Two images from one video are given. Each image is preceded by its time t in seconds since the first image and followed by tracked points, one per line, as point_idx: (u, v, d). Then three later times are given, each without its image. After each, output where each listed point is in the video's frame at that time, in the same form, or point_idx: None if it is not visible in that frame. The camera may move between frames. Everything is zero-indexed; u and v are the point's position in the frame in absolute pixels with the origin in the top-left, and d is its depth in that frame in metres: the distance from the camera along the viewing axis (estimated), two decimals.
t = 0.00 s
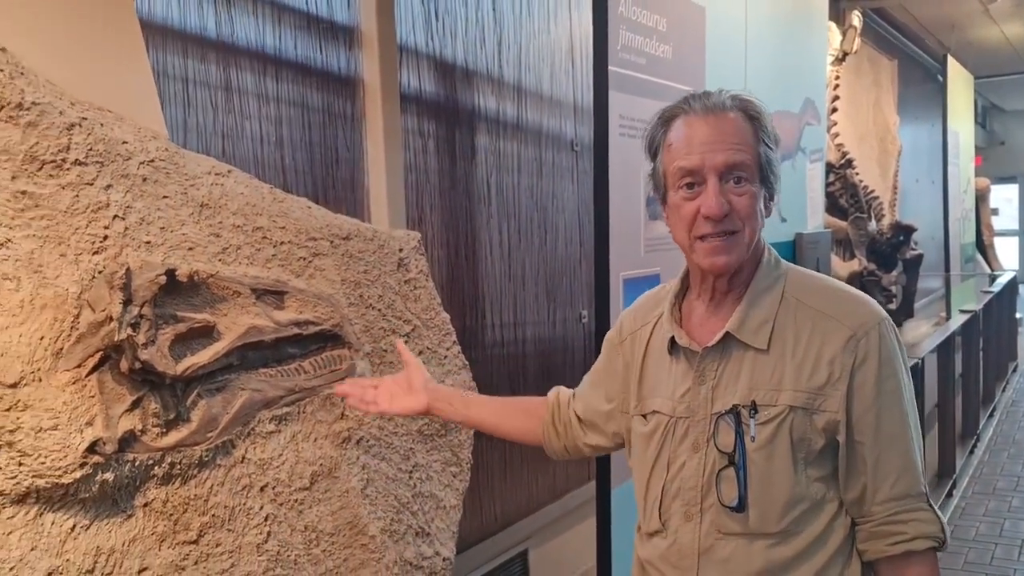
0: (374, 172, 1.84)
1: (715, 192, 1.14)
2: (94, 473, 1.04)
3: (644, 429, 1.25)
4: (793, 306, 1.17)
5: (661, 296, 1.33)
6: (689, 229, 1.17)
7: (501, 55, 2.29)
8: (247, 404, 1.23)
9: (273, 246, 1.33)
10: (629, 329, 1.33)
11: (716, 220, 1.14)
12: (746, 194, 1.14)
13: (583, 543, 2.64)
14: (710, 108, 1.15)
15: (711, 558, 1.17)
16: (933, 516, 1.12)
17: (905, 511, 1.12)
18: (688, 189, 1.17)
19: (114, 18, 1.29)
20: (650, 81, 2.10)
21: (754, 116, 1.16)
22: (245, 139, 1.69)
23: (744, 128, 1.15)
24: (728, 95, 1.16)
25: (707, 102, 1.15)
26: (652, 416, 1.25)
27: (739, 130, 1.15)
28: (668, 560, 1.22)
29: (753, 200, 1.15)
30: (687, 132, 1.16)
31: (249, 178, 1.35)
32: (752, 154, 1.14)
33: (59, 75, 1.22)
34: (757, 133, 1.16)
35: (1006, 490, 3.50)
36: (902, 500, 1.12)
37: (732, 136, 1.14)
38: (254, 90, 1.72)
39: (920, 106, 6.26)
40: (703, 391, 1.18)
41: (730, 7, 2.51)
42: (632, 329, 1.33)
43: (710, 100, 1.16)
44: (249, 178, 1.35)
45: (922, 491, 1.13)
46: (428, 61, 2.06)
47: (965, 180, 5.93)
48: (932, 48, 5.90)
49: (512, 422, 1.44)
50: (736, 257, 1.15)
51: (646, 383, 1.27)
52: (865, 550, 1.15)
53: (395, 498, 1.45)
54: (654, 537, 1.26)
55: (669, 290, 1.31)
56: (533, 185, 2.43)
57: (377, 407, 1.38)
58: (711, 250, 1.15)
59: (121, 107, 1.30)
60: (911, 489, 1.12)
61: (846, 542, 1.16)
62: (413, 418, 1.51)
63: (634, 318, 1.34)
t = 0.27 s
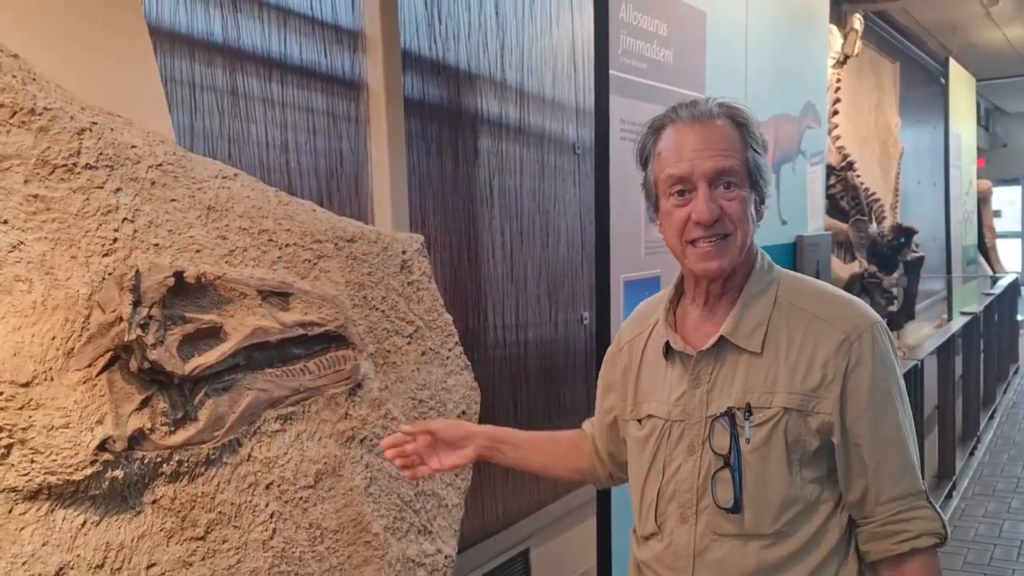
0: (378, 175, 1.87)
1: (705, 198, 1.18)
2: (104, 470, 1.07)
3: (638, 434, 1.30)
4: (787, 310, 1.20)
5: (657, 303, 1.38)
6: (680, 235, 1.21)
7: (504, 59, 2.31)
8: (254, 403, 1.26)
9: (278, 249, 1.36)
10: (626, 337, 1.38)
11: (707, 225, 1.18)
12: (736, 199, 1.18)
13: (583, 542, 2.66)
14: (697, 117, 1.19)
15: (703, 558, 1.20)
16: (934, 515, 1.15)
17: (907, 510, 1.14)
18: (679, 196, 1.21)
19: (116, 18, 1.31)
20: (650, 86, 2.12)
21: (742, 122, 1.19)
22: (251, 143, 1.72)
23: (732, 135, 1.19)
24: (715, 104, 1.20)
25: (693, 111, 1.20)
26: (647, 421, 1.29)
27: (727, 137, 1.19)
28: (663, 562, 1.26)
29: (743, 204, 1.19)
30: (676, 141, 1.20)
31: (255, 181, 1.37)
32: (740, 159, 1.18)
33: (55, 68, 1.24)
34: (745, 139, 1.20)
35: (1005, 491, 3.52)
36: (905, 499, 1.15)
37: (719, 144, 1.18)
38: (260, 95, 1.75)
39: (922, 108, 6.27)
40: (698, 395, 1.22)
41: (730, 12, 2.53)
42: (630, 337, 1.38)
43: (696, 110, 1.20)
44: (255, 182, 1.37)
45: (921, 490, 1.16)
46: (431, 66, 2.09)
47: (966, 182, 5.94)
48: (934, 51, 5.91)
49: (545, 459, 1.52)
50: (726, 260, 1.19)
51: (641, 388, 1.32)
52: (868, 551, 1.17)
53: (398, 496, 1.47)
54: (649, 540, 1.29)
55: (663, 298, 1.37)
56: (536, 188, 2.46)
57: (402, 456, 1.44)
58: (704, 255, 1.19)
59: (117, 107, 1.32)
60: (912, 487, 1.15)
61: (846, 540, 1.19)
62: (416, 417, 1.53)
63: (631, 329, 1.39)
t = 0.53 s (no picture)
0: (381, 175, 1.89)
1: (688, 201, 1.34)
2: (111, 467, 1.08)
3: (647, 434, 1.44)
4: (798, 308, 1.36)
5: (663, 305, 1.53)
6: (676, 242, 1.37)
7: (506, 61, 2.32)
8: (257, 401, 1.27)
9: (282, 248, 1.37)
10: (633, 340, 1.54)
11: (697, 226, 1.33)
12: (715, 194, 1.34)
13: (584, 541, 2.67)
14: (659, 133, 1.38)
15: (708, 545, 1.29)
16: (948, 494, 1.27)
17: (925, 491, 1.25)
18: (666, 205, 1.37)
19: (115, 16, 1.34)
20: (651, 87, 2.14)
21: (703, 126, 1.37)
22: (255, 144, 1.74)
23: (697, 138, 1.36)
24: (676, 117, 1.39)
25: (652, 129, 1.40)
26: (657, 421, 1.44)
27: (694, 142, 1.36)
28: (672, 561, 1.40)
29: (725, 197, 1.34)
30: (651, 155, 1.38)
31: (259, 182, 1.39)
32: (710, 157, 1.35)
33: (44, 53, 1.27)
34: (713, 140, 1.37)
35: (1006, 491, 3.52)
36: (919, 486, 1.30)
37: (686, 149, 1.36)
38: (265, 97, 1.77)
39: (924, 108, 6.27)
40: (711, 394, 1.37)
41: (730, 13, 2.54)
42: (636, 337, 1.54)
43: (655, 126, 1.40)
44: (259, 182, 1.39)
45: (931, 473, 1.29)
46: (434, 67, 2.11)
47: (968, 183, 5.94)
48: (936, 51, 5.91)
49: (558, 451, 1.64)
50: (721, 256, 1.33)
51: (647, 392, 1.47)
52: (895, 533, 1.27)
53: (401, 493, 1.48)
54: (657, 540, 1.43)
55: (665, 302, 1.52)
56: (537, 189, 2.47)
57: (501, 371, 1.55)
58: (703, 254, 1.34)
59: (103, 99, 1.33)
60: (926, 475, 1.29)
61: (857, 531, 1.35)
62: (418, 416, 1.54)
63: (636, 331, 1.55)
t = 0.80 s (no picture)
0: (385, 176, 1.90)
1: (707, 201, 1.35)
2: (116, 466, 1.09)
3: (661, 436, 1.45)
4: (815, 308, 1.38)
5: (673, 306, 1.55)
6: (694, 242, 1.37)
7: (508, 62, 2.33)
8: (262, 401, 1.28)
9: (286, 249, 1.38)
10: (643, 340, 1.55)
11: (716, 226, 1.34)
12: (734, 193, 1.35)
13: (587, 541, 2.67)
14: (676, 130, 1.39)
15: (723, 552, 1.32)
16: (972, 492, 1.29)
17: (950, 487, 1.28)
18: (685, 205, 1.38)
19: (112, 16, 1.34)
20: (654, 88, 2.15)
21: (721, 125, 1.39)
22: (259, 145, 1.74)
23: (714, 137, 1.37)
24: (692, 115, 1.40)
25: (670, 126, 1.40)
26: (670, 424, 1.45)
27: (713, 141, 1.37)
28: (690, 564, 1.40)
29: (744, 195, 1.35)
30: (667, 154, 1.39)
31: (263, 183, 1.40)
32: (725, 156, 1.36)
33: (45, 53, 1.28)
34: (731, 140, 1.38)
35: (1009, 491, 3.52)
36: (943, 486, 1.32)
37: (704, 147, 1.37)
38: (269, 98, 1.77)
39: (927, 109, 6.26)
40: (729, 395, 1.38)
41: (733, 15, 2.55)
42: (644, 338, 1.55)
43: (672, 124, 1.40)
44: (263, 184, 1.40)
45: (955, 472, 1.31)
46: (437, 68, 2.11)
47: (971, 184, 5.94)
48: (939, 52, 5.91)
49: (570, 450, 1.57)
50: (742, 256, 1.34)
51: (660, 392, 1.48)
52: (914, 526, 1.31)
53: (404, 493, 1.48)
54: (674, 543, 1.44)
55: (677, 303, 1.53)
56: (540, 189, 2.48)
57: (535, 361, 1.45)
58: (723, 254, 1.34)
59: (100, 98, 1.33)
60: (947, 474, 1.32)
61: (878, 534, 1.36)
62: (421, 416, 1.54)
63: (645, 330, 1.55)
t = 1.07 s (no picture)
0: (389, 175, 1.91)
1: (724, 201, 1.36)
2: (122, 463, 1.10)
3: (673, 435, 1.46)
4: (830, 309, 1.38)
5: (685, 303, 1.55)
6: (709, 242, 1.38)
7: (512, 61, 2.34)
8: (267, 398, 1.29)
9: (290, 248, 1.39)
10: (654, 338, 1.55)
11: (732, 226, 1.35)
12: (751, 193, 1.35)
13: (590, 540, 2.68)
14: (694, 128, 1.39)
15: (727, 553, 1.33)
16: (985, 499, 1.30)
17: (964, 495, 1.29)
18: (701, 205, 1.39)
19: (117, 20, 1.35)
20: (656, 88, 2.15)
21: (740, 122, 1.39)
22: (264, 145, 1.75)
23: (733, 135, 1.37)
24: (711, 113, 1.40)
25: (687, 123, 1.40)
26: (681, 423, 1.45)
27: (731, 138, 1.37)
28: (701, 566, 1.40)
29: (762, 195, 1.35)
30: (683, 152, 1.39)
31: (268, 182, 1.41)
32: (744, 156, 1.36)
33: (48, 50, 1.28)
34: (749, 138, 1.38)
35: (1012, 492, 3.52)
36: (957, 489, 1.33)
37: (723, 146, 1.37)
38: (273, 98, 1.78)
39: (930, 109, 6.25)
40: (741, 396, 1.39)
41: (735, 15, 2.55)
42: (657, 337, 1.55)
43: (690, 122, 1.40)
44: (268, 183, 1.40)
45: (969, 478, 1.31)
46: (441, 68, 2.12)
47: (975, 184, 5.93)
48: (942, 52, 5.90)
49: (580, 446, 1.58)
50: (759, 258, 1.34)
51: (673, 390, 1.48)
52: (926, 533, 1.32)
53: (407, 491, 1.49)
54: (684, 545, 1.44)
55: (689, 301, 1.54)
56: (543, 189, 2.49)
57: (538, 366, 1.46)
58: (739, 256, 1.35)
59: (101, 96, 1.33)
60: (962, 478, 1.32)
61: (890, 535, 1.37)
62: (424, 414, 1.54)
63: (658, 327, 1.56)
